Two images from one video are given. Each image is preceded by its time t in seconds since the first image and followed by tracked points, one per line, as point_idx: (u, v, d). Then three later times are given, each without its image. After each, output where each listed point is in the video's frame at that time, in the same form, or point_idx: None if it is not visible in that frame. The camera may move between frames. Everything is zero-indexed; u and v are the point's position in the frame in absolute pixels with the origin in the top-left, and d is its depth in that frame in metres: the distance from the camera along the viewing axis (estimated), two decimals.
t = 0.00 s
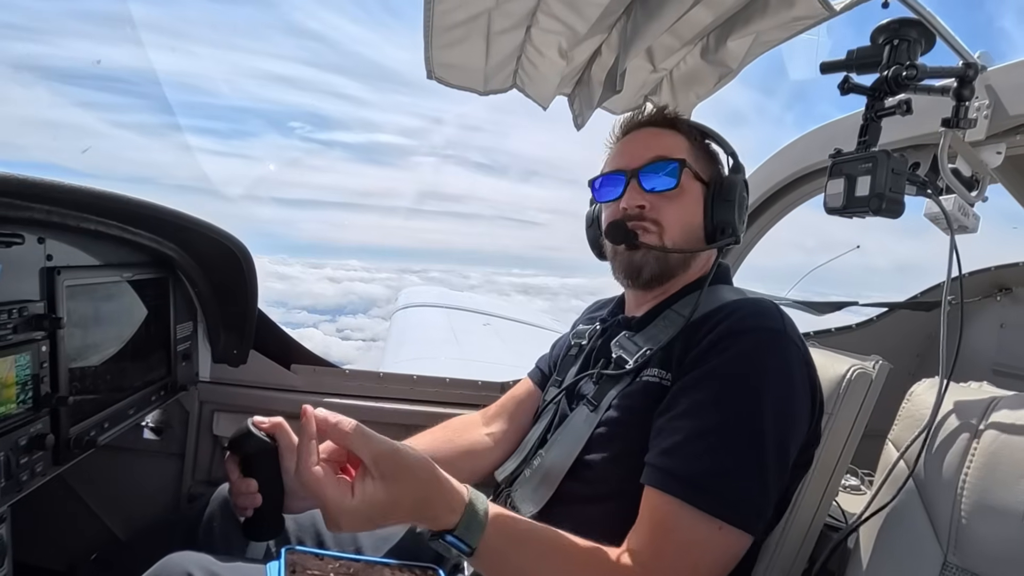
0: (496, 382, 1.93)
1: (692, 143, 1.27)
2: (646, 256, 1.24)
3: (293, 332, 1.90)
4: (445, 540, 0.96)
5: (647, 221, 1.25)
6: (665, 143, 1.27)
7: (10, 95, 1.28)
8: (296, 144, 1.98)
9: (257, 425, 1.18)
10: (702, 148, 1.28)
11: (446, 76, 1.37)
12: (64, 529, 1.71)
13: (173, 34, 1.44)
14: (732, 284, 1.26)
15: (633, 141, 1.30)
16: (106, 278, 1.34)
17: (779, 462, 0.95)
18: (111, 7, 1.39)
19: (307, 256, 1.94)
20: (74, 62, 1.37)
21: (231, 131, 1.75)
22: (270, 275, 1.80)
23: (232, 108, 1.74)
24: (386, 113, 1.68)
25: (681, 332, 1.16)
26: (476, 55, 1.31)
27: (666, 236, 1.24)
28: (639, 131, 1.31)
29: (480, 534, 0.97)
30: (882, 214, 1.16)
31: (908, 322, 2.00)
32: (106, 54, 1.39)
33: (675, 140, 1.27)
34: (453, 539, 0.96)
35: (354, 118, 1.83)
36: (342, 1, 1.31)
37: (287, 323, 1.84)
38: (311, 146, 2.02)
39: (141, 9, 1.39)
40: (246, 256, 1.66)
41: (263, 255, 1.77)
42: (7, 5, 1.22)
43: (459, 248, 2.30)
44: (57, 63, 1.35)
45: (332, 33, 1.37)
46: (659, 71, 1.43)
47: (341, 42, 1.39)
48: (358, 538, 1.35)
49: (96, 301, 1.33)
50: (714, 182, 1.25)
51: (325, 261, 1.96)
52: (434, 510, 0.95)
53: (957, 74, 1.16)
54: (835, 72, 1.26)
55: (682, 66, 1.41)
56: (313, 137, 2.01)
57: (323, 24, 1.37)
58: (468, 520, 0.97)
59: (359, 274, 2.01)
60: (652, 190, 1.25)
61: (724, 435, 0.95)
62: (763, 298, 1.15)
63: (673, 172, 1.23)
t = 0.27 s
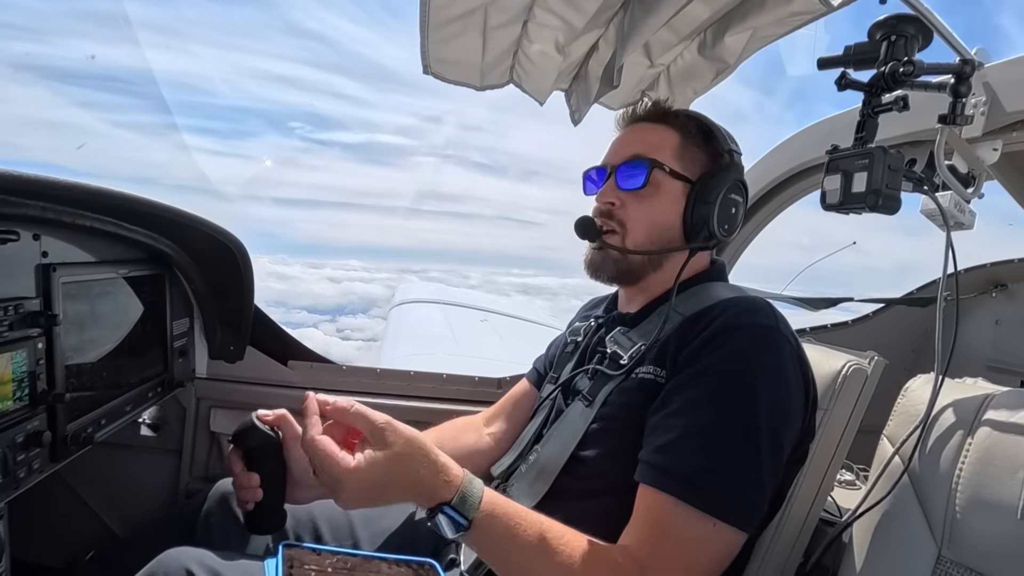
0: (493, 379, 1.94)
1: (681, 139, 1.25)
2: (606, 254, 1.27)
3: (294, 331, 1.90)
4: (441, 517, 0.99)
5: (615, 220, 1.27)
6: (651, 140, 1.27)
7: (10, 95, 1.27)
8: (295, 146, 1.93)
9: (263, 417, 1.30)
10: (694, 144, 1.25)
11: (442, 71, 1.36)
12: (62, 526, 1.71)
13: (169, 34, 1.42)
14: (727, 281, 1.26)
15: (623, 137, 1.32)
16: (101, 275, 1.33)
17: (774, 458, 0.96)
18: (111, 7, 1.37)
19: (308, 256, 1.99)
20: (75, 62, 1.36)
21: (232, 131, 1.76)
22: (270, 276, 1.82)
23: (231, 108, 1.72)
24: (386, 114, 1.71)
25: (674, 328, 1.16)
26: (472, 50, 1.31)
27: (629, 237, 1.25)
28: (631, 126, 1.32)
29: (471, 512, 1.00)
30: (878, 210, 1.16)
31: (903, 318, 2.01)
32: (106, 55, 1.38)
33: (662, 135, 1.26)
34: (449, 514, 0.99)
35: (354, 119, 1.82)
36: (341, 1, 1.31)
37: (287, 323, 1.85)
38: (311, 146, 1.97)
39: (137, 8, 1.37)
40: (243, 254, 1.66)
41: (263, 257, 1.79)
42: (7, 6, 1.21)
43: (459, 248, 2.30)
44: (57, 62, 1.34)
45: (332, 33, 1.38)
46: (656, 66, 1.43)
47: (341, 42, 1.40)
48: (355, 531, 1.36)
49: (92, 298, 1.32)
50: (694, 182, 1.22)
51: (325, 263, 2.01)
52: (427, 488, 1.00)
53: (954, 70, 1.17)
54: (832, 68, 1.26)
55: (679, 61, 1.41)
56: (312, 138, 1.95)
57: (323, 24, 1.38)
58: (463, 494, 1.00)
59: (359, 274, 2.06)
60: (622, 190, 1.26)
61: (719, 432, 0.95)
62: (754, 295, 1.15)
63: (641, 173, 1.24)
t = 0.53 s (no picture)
0: (490, 378, 1.94)
1: (689, 142, 1.24)
2: (604, 252, 1.27)
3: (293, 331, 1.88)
4: (392, 455, 1.02)
5: (615, 220, 1.27)
6: (658, 140, 1.25)
7: (9, 95, 1.27)
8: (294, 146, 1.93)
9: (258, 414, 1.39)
10: (701, 148, 1.24)
11: (441, 70, 1.36)
12: (57, 526, 1.70)
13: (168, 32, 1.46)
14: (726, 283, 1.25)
15: (629, 134, 1.30)
16: (98, 272, 1.33)
17: (750, 454, 0.96)
18: (110, 7, 1.40)
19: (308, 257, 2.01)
20: (74, 61, 1.38)
21: (231, 131, 1.79)
22: (270, 276, 1.80)
23: (231, 107, 1.77)
24: (386, 113, 1.73)
25: (667, 327, 1.16)
26: (471, 49, 1.31)
27: (629, 239, 1.24)
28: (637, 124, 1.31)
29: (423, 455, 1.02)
30: (876, 212, 1.16)
31: (900, 320, 2.02)
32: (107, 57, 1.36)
33: (669, 137, 1.25)
34: (398, 454, 1.02)
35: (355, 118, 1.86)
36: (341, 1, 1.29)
37: (287, 323, 1.79)
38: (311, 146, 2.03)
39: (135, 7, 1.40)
40: (240, 253, 1.64)
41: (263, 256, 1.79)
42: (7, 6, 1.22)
43: (458, 247, 2.30)
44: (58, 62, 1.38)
45: (331, 32, 1.36)
46: (654, 66, 1.43)
47: (341, 43, 1.39)
48: (351, 530, 1.35)
49: (88, 294, 1.32)
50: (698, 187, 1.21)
51: (324, 262, 2.02)
52: (382, 429, 1.06)
53: (952, 73, 1.17)
54: (830, 70, 1.26)
55: (678, 61, 1.41)
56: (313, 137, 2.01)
57: (323, 24, 1.36)
58: (414, 437, 1.04)
59: (359, 274, 2.07)
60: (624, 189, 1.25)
61: (697, 423, 0.96)
62: (752, 300, 1.14)
63: (644, 174, 1.23)
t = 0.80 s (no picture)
0: (488, 380, 1.93)
1: (666, 150, 1.21)
2: (593, 273, 1.27)
3: (293, 331, 1.89)
4: (391, 500, 1.09)
5: (601, 238, 1.27)
6: (636, 151, 1.23)
7: (10, 95, 1.32)
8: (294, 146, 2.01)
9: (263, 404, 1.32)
10: (681, 153, 1.21)
11: (440, 73, 1.36)
12: (55, 529, 1.69)
13: (167, 32, 1.45)
14: (723, 286, 1.26)
15: (609, 146, 1.29)
16: (96, 274, 1.33)
17: (751, 458, 0.95)
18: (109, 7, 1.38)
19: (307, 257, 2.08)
20: (72, 61, 1.38)
21: (230, 131, 1.84)
22: (270, 275, 1.87)
23: (229, 108, 1.80)
24: (385, 113, 1.67)
25: (665, 331, 1.16)
26: (470, 52, 1.31)
27: (615, 255, 1.24)
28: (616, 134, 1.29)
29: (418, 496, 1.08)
30: (874, 215, 1.16)
31: (898, 322, 2.02)
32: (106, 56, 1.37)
33: (649, 144, 1.22)
34: (397, 497, 1.08)
35: (353, 118, 1.82)
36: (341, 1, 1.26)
37: (286, 323, 1.88)
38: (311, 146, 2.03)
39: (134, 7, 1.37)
40: (238, 253, 1.65)
41: (263, 257, 1.83)
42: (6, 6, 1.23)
43: (457, 247, 2.30)
44: (53, 62, 1.38)
45: (331, 33, 1.33)
46: (653, 70, 1.43)
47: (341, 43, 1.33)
48: (349, 533, 1.35)
49: (86, 296, 1.31)
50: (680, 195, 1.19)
51: (323, 264, 2.04)
52: (378, 477, 1.13)
53: (949, 76, 1.17)
54: (828, 73, 1.26)
55: (676, 65, 1.42)
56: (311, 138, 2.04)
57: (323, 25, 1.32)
58: (408, 481, 1.09)
59: (358, 274, 2.12)
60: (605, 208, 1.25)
61: (696, 429, 0.96)
62: (751, 304, 1.13)
63: (623, 191, 1.22)
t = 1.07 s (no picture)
0: (489, 384, 1.93)
1: (659, 154, 1.21)
2: (591, 281, 1.27)
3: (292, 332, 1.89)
4: (387, 506, 1.08)
5: (597, 245, 1.27)
6: (629, 157, 1.23)
7: (9, 95, 1.32)
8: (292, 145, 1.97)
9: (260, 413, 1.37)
10: (674, 156, 1.21)
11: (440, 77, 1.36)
12: (54, 533, 1.69)
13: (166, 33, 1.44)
14: (724, 288, 1.26)
15: (602, 152, 1.29)
16: (96, 277, 1.33)
17: (752, 459, 0.95)
18: (109, 7, 1.37)
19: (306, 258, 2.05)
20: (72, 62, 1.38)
21: (231, 131, 1.84)
22: (270, 276, 1.85)
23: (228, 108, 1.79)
24: (385, 113, 1.66)
25: (666, 334, 1.16)
26: (470, 56, 1.31)
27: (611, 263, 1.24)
28: (609, 139, 1.29)
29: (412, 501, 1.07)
30: (874, 217, 1.16)
31: (898, 324, 2.02)
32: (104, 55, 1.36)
33: (642, 149, 1.22)
34: (391, 505, 1.07)
35: (353, 119, 1.80)
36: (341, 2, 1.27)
37: (286, 323, 1.86)
38: (310, 147, 2.03)
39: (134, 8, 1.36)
40: (238, 256, 1.65)
41: (263, 257, 1.83)
42: (7, 5, 1.26)
43: (456, 249, 2.30)
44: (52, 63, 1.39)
45: (331, 33, 1.34)
46: (652, 73, 1.43)
47: (340, 43, 1.36)
48: (349, 538, 1.35)
49: (86, 300, 1.31)
50: (675, 199, 1.19)
51: (323, 264, 2.03)
52: (370, 484, 1.12)
53: (948, 79, 1.17)
54: (827, 76, 1.27)
55: (676, 68, 1.42)
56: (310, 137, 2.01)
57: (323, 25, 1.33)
58: (403, 487, 1.08)
59: (358, 274, 2.08)
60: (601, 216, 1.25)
61: (696, 431, 0.96)
62: (752, 306, 1.13)
63: (616, 199, 1.22)
